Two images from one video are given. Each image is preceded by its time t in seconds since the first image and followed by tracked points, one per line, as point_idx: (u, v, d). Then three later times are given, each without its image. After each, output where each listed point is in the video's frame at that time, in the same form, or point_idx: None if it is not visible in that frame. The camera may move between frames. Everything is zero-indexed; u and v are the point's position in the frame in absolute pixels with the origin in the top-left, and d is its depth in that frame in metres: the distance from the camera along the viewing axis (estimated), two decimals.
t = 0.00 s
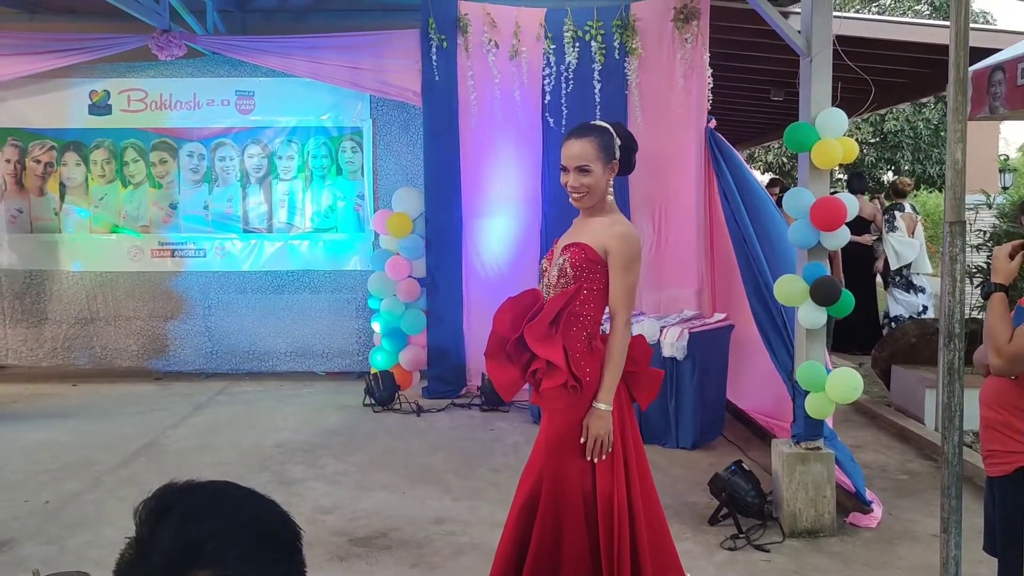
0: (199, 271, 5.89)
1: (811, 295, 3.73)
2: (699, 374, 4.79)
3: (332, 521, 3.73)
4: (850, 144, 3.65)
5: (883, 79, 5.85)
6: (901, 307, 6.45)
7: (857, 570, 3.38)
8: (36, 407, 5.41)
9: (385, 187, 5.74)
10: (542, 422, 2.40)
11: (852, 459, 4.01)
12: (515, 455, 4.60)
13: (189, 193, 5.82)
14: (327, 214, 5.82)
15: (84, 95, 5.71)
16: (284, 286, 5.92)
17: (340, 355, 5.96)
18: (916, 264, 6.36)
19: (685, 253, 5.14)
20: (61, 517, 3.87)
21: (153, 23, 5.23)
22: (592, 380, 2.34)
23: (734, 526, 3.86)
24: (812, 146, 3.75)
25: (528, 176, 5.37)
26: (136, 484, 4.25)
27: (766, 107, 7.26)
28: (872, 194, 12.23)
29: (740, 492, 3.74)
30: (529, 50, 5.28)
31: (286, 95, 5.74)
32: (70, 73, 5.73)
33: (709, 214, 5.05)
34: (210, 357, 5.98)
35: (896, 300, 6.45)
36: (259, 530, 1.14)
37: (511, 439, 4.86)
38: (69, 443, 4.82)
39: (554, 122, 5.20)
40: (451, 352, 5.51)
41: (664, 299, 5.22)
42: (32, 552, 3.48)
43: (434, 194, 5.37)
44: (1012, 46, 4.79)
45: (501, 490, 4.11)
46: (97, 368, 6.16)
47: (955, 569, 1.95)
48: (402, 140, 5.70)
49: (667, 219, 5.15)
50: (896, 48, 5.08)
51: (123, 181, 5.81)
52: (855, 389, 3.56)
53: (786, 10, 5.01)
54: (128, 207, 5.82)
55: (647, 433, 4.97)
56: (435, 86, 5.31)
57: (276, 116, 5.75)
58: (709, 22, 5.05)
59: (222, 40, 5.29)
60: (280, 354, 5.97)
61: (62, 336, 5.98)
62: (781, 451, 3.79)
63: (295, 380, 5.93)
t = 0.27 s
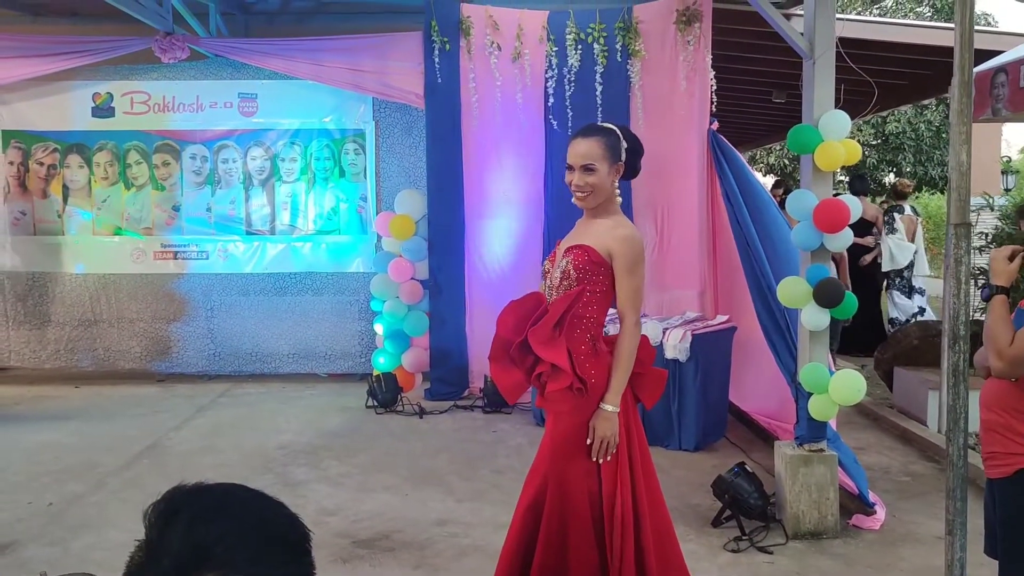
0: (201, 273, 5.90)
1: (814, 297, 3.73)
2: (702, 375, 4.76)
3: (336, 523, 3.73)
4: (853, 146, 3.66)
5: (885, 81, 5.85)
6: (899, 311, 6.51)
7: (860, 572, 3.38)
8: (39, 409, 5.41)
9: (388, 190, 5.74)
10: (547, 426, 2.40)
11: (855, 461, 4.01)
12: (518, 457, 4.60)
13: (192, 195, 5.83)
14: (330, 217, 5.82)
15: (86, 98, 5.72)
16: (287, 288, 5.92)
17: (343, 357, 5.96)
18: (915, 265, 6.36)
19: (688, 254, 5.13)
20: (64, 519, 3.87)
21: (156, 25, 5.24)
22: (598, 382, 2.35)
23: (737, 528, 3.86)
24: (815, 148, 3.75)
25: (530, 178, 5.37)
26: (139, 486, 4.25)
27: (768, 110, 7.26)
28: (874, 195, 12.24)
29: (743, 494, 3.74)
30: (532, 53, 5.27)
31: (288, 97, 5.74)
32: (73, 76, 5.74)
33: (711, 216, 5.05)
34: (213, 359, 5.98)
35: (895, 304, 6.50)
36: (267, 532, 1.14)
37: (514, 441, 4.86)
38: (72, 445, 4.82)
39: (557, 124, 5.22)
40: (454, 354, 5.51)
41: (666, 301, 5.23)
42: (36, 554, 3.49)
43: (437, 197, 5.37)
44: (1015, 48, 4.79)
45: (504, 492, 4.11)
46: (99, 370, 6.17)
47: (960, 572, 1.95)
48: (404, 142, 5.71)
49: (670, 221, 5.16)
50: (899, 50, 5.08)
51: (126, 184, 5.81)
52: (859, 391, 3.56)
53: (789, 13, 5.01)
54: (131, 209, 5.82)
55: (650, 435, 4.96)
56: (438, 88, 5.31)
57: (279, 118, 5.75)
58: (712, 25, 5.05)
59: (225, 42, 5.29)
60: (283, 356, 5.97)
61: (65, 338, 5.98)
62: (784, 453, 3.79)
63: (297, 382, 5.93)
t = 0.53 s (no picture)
0: (204, 275, 5.89)
1: (817, 298, 3.73)
2: (705, 378, 4.76)
3: (339, 525, 3.72)
4: (856, 148, 3.65)
5: (888, 83, 5.85)
6: (901, 313, 6.53)
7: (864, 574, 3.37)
8: (41, 411, 5.41)
9: (390, 192, 5.74)
10: (548, 427, 2.39)
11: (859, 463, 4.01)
12: (520, 459, 4.59)
13: (194, 197, 5.82)
14: (332, 219, 5.82)
15: (89, 99, 5.72)
16: (289, 290, 5.92)
17: (345, 359, 5.96)
18: (916, 266, 6.39)
19: (691, 256, 5.13)
20: (67, 520, 3.86)
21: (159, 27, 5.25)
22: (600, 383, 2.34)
23: (740, 530, 3.85)
24: (818, 149, 3.75)
25: (533, 180, 5.37)
26: (141, 487, 4.24)
27: (771, 112, 7.26)
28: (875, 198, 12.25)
29: (747, 496, 3.74)
30: (534, 55, 5.27)
31: (291, 99, 5.74)
32: (77, 77, 5.74)
33: (714, 219, 5.05)
34: (215, 361, 5.98)
35: (896, 306, 6.53)
36: (273, 530, 1.13)
37: (516, 443, 4.85)
38: (74, 447, 4.82)
39: (559, 126, 5.23)
40: (456, 356, 5.50)
41: (669, 303, 5.23)
42: (39, 556, 3.48)
43: (440, 198, 5.37)
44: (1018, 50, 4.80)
45: (507, 494, 4.10)
46: (101, 372, 6.16)
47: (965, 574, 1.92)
48: (407, 144, 5.71)
49: (672, 223, 5.16)
50: (902, 53, 5.08)
51: (128, 186, 5.81)
52: (863, 393, 3.55)
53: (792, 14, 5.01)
54: (134, 210, 5.82)
55: (652, 436, 4.97)
56: (441, 90, 5.31)
57: (281, 120, 5.75)
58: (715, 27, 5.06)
59: (227, 44, 5.30)
60: (285, 358, 5.96)
61: (67, 340, 5.97)
62: (788, 455, 3.79)
63: (299, 384, 5.92)
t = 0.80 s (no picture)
0: (205, 279, 5.89)
1: (819, 303, 3.73)
2: (706, 381, 4.77)
3: (340, 528, 3.72)
4: (858, 153, 3.64)
5: (889, 87, 5.85)
6: (903, 318, 6.47)
7: None
8: (42, 414, 5.41)
9: (392, 196, 5.74)
10: (545, 432, 2.39)
11: (860, 467, 4.01)
12: (521, 463, 4.59)
13: (196, 200, 5.83)
14: (334, 222, 5.83)
15: (92, 103, 5.73)
16: (290, 293, 5.91)
17: (346, 363, 5.96)
18: (918, 270, 6.38)
19: (691, 260, 5.12)
20: (68, 523, 3.86)
21: (162, 30, 5.25)
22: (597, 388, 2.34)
23: (741, 535, 3.85)
24: (819, 153, 3.74)
25: (535, 185, 5.36)
26: (142, 491, 4.24)
27: (772, 116, 7.27)
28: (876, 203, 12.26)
29: (747, 501, 3.73)
30: (536, 59, 5.28)
31: (292, 103, 5.74)
32: (79, 81, 5.75)
33: (715, 223, 5.04)
34: (216, 364, 5.98)
35: (898, 311, 6.47)
36: (278, 532, 1.13)
37: (517, 447, 4.85)
38: (75, 450, 4.81)
39: (560, 130, 5.26)
40: (457, 360, 5.50)
41: (670, 306, 5.24)
42: (40, 559, 3.48)
43: (441, 202, 5.37)
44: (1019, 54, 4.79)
45: (508, 498, 4.10)
46: (102, 375, 6.16)
47: None
48: (408, 147, 5.71)
49: (674, 227, 5.15)
50: (904, 57, 5.09)
51: (130, 189, 5.81)
52: (864, 399, 3.55)
53: (794, 19, 5.02)
54: (135, 214, 5.82)
55: (653, 440, 4.97)
56: (442, 94, 5.33)
57: (283, 123, 5.76)
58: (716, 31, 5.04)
59: (229, 47, 5.31)
60: (286, 362, 5.96)
61: (68, 342, 5.97)
62: (789, 459, 3.78)
63: (300, 387, 5.92)
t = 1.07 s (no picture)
0: (207, 283, 5.90)
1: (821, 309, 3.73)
2: (707, 386, 4.74)
3: (340, 533, 3.71)
4: (859, 159, 3.64)
5: (891, 93, 5.85)
6: (905, 323, 6.46)
7: None
8: (43, 417, 5.41)
9: (394, 200, 5.75)
10: (540, 438, 2.40)
11: (862, 473, 4.01)
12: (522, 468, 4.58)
13: (198, 205, 5.83)
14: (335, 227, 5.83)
15: (94, 106, 5.74)
16: (292, 297, 5.92)
17: (347, 367, 5.96)
18: (920, 275, 6.37)
19: (692, 266, 5.12)
20: (69, 527, 3.86)
21: (163, 34, 5.25)
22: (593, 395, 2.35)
23: (742, 541, 3.84)
24: (820, 159, 3.75)
25: (537, 190, 5.37)
26: (143, 495, 4.24)
27: (774, 121, 7.27)
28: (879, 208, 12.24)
29: (749, 506, 3.73)
30: (538, 64, 5.28)
31: (294, 107, 5.74)
32: (81, 85, 5.76)
33: (717, 229, 5.02)
34: (218, 368, 5.98)
35: (901, 316, 6.46)
36: (274, 542, 1.13)
37: (518, 452, 4.85)
38: (76, 454, 4.81)
39: (562, 135, 5.28)
40: (458, 364, 5.49)
41: (672, 312, 5.24)
42: (40, 563, 3.47)
43: (443, 206, 5.37)
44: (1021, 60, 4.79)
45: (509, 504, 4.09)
46: (103, 379, 6.16)
47: None
48: (410, 152, 5.71)
49: (675, 233, 5.16)
50: (905, 63, 5.09)
51: (132, 193, 5.82)
52: (867, 404, 3.53)
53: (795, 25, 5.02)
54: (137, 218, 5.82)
55: (654, 445, 4.96)
56: (443, 99, 5.33)
57: (285, 128, 5.76)
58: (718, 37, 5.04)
59: (231, 51, 5.32)
60: (287, 366, 5.96)
61: (69, 346, 5.97)
62: (790, 466, 3.78)
63: (301, 391, 5.92)
